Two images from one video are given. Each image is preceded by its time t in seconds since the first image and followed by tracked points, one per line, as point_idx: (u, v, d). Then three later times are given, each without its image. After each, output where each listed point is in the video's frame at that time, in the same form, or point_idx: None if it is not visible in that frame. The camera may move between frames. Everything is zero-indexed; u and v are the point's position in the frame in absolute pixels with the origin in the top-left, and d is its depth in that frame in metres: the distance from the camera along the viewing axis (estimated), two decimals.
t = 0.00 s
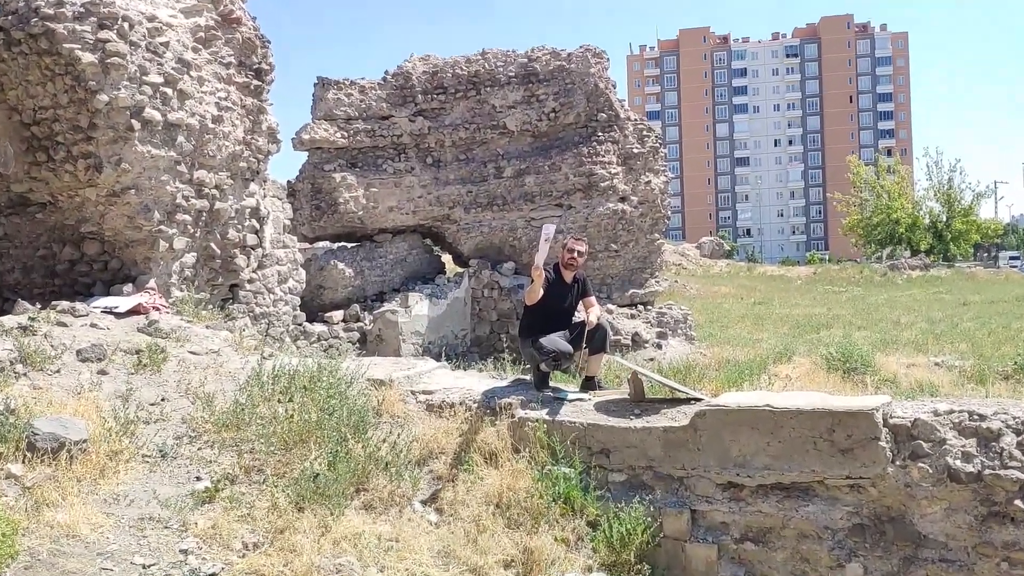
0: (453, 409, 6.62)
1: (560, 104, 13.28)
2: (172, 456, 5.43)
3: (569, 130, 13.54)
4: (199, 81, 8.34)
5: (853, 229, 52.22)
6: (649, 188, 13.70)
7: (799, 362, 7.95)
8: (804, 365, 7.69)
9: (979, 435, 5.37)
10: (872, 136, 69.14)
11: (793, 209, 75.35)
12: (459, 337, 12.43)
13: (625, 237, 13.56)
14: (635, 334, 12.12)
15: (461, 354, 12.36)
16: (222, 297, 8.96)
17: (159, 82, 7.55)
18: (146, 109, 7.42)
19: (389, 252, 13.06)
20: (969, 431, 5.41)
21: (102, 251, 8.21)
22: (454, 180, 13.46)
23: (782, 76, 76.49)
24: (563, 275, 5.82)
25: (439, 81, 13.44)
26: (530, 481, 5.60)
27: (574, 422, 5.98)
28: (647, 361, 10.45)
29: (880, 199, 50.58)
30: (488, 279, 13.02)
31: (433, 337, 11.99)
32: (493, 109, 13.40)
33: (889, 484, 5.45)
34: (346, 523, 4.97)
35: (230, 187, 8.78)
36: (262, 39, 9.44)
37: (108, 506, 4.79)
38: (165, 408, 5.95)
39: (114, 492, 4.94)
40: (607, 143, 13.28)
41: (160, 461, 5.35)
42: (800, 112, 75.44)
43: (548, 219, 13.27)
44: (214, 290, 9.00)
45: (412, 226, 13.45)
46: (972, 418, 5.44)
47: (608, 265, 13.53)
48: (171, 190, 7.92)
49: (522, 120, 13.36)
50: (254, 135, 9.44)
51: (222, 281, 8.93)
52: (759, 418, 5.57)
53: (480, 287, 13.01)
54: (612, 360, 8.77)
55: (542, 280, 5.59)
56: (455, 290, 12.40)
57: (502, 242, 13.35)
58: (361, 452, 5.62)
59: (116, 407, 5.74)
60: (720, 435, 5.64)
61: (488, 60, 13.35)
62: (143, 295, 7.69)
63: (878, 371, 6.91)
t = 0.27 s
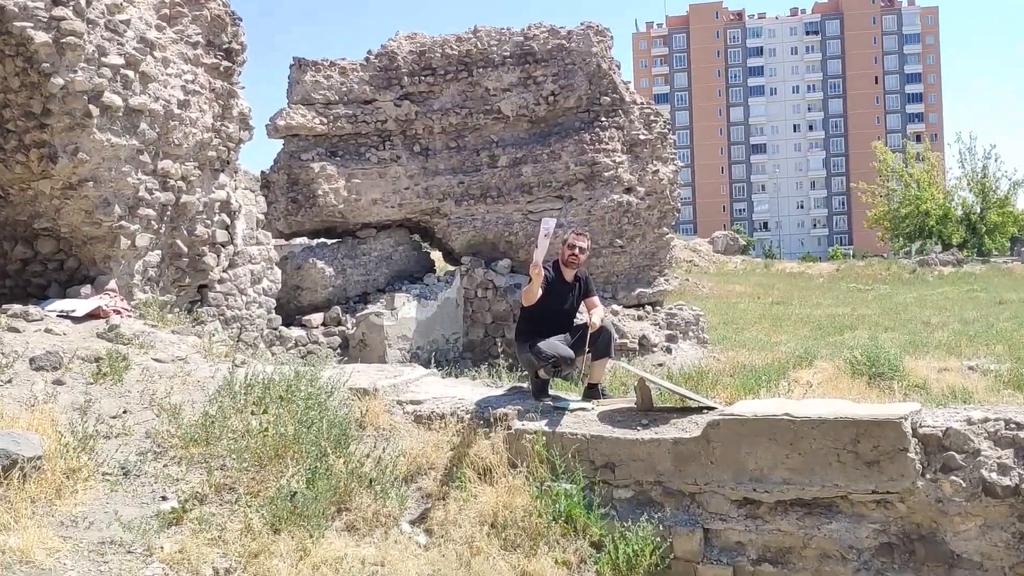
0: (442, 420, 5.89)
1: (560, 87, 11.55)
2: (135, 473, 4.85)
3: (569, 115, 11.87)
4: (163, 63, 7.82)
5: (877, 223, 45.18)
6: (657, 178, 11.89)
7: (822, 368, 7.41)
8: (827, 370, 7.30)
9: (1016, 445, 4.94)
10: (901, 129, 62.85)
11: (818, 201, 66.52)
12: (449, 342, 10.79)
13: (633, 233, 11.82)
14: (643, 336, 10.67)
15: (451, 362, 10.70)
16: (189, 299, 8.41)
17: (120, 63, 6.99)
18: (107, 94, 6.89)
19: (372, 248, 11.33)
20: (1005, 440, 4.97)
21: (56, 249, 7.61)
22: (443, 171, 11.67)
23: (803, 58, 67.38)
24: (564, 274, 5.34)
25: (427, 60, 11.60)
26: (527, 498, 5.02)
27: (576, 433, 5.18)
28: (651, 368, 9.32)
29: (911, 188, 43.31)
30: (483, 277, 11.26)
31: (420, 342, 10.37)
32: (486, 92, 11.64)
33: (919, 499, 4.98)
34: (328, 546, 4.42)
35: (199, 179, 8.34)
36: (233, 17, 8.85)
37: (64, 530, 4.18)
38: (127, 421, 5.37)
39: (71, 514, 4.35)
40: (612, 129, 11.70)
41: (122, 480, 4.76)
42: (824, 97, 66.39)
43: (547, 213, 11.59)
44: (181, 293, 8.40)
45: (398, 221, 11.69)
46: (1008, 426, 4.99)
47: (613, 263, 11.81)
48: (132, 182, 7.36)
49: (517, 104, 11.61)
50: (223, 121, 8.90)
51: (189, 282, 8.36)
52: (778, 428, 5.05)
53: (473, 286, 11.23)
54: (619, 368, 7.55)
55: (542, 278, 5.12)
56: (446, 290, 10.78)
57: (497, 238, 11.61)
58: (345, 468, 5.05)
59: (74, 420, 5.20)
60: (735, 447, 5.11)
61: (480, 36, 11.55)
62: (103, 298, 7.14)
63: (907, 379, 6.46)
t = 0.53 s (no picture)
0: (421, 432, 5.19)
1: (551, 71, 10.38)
2: (84, 491, 4.33)
3: (561, 101, 10.72)
4: (117, 42, 7.02)
5: (894, 220, 40.42)
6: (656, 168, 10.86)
7: (834, 376, 6.91)
8: (839, 378, 6.73)
9: None
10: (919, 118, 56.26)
11: (828, 194, 58.61)
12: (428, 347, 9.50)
13: (629, 228, 10.73)
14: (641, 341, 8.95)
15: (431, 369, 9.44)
16: (143, 300, 7.71)
17: (69, 42, 6.32)
18: (54, 75, 6.19)
19: (344, 244, 10.00)
20: None
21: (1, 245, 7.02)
22: (424, 161, 10.38)
23: (816, 37, 59.84)
24: (553, 274, 4.91)
25: (406, 40, 10.35)
26: (513, 518, 4.47)
27: (566, 446, 4.76)
28: (653, 373, 8.35)
29: (930, 180, 38.12)
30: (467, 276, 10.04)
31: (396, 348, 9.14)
32: (471, 75, 10.40)
33: (937, 519, 4.56)
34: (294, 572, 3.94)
35: (155, 168, 7.53)
36: None
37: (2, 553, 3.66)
38: (75, 434, 4.87)
39: (11, 535, 3.83)
40: (607, 116, 10.58)
41: (68, 498, 4.24)
42: (838, 77, 58.31)
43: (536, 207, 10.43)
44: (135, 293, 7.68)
45: (374, 216, 10.39)
46: None
47: (608, 260, 10.77)
48: (83, 171, 6.62)
49: (504, 89, 10.38)
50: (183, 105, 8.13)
51: (143, 281, 7.65)
52: (785, 441, 4.59)
53: (456, 285, 10.00)
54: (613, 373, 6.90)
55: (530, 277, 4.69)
56: (424, 291, 9.54)
57: (483, 235, 10.42)
58: (314, 485, 4.60)
59: (16, 431, 4.69)
60: (738, 462, 4.64)
61: (465, 15, 10.35)
62: (49, 298, 6.49)
63: (924, 390, 5.99)
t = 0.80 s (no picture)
0: (383, 449, 4.80)
1: (525, 58, 9.47)
2: (14, 512, 3.85)
3: (537, 91, 9.78)
4: (53, 24, 6.33)
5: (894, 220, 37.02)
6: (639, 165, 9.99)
7: (829, 389, 6.53)
8: (831, 392, 6.40)
9: None
10: (920, 111, 53.07)
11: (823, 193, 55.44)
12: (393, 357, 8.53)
13: (610, 229, 9.81)
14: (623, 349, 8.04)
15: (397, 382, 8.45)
16: (80, 306, 6.90)
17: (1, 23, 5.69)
18: None
19: (300, 244, 9.07)
20: None
21: None
22: (388, 156, 9.50)
23: (813, 24, 56.34)
24: (528, 279, 4.55)
25: (368, 24, 9.41)
26: (483, 541, 4.05)
27: (540, 463, 4.40)
28: (638, 386, 7.40)
29: (930, 178, 35.24)
30: (435, 280, 9.01)
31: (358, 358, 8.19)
32: (438, 62, 9.53)
33: (938, 541, 4.20)
34: None
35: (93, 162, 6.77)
36: None
37: None
38: (4, 451, 4.35)
39: None
40: (585, 107, 9.66)
41: None
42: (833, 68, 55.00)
43: (509, 204, 9.46)
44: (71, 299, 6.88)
45: (334, 214, 9.46)
46: None
47: (587, 265, 9.82)
48: (15, 164, 5.96)
49: (473, 78, 9.49)
50: (124, 93, 7.15)
51: (81, 285, 6.82)
52: (776, 458, 4.21)
53: (422, 290, 8.96)
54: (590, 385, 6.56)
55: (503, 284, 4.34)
56: (387, 295, 8.53)
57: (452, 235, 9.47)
58: (266, 508, 4.12)
59: None
60: (725, 480, 4.26)
61: None
62: None
63: (923, 404, 5.72)
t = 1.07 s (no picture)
0: (349, 459, 4.43)
1: (505, 35, 8.61)
2: None
3: (518, 72, 8.88)
4: None
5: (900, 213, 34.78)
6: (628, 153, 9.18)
7: (832, 395, 6.21)
8: (836, 398, 6.08)
9: None
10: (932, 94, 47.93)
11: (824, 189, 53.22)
12: (360, 359, 7.90)
13: (597, 223, 8.94)
14: (610, 351, 7.57)
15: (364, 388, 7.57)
16: (19, 304, 6.34)
17: None
18: None
19: (259, 238, 8.28)
20: None
21: None
22: (354, 141, 8.60)
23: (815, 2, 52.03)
24: (508, 278, 4.19)
25: None
26: (458, 560, 3.68)
27: (520, 474, 4.06)
28: (627, 390, 6.93)
29: (942, 167, 33.17)
30: (407, 277, 8.08)
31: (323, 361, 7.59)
32: (410, 40, 8.61)
33: (948, 558, 3.79)
34: None
35: (33, 148, 6.34)
36: None
37: None
38: None
39: None
40: (571, 89, 8.73)
41: None
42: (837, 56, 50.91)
43: (487, 194, 8.54)
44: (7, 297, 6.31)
45: (296, 205, 8.59)
46: None
47: (574, 260, 8.92)
48: None
49: (449, 57, 8.62)
50: (66, 74, 6.66)
51: (18, 281, 6.29)
52: (774, 468, 3.86)
53: (393, 288, 8.04)
54: (575, 390, 6.23)
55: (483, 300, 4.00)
56: (353, 294, 7.87)
57: (425, 228, 8.57)
58: (223, 524, 3.72)
59: None
60: (720, 493, 3.91)
61: None
62: None
63: (934, 410, 5.45)
